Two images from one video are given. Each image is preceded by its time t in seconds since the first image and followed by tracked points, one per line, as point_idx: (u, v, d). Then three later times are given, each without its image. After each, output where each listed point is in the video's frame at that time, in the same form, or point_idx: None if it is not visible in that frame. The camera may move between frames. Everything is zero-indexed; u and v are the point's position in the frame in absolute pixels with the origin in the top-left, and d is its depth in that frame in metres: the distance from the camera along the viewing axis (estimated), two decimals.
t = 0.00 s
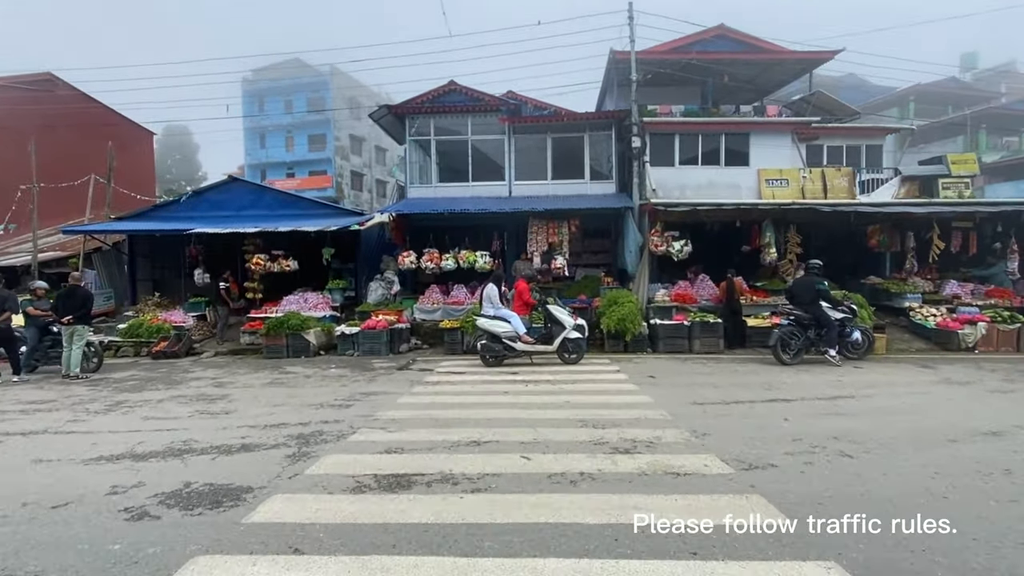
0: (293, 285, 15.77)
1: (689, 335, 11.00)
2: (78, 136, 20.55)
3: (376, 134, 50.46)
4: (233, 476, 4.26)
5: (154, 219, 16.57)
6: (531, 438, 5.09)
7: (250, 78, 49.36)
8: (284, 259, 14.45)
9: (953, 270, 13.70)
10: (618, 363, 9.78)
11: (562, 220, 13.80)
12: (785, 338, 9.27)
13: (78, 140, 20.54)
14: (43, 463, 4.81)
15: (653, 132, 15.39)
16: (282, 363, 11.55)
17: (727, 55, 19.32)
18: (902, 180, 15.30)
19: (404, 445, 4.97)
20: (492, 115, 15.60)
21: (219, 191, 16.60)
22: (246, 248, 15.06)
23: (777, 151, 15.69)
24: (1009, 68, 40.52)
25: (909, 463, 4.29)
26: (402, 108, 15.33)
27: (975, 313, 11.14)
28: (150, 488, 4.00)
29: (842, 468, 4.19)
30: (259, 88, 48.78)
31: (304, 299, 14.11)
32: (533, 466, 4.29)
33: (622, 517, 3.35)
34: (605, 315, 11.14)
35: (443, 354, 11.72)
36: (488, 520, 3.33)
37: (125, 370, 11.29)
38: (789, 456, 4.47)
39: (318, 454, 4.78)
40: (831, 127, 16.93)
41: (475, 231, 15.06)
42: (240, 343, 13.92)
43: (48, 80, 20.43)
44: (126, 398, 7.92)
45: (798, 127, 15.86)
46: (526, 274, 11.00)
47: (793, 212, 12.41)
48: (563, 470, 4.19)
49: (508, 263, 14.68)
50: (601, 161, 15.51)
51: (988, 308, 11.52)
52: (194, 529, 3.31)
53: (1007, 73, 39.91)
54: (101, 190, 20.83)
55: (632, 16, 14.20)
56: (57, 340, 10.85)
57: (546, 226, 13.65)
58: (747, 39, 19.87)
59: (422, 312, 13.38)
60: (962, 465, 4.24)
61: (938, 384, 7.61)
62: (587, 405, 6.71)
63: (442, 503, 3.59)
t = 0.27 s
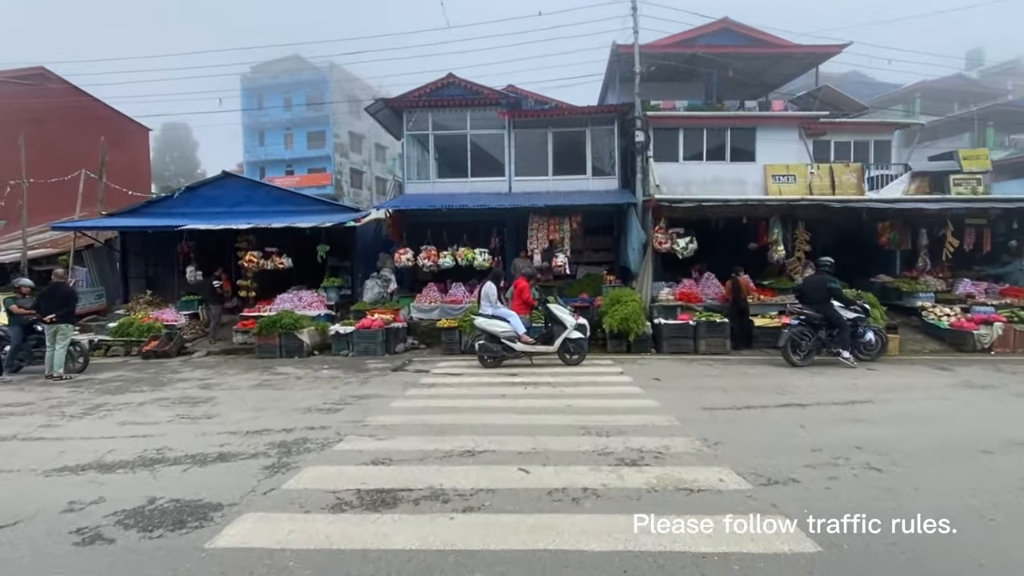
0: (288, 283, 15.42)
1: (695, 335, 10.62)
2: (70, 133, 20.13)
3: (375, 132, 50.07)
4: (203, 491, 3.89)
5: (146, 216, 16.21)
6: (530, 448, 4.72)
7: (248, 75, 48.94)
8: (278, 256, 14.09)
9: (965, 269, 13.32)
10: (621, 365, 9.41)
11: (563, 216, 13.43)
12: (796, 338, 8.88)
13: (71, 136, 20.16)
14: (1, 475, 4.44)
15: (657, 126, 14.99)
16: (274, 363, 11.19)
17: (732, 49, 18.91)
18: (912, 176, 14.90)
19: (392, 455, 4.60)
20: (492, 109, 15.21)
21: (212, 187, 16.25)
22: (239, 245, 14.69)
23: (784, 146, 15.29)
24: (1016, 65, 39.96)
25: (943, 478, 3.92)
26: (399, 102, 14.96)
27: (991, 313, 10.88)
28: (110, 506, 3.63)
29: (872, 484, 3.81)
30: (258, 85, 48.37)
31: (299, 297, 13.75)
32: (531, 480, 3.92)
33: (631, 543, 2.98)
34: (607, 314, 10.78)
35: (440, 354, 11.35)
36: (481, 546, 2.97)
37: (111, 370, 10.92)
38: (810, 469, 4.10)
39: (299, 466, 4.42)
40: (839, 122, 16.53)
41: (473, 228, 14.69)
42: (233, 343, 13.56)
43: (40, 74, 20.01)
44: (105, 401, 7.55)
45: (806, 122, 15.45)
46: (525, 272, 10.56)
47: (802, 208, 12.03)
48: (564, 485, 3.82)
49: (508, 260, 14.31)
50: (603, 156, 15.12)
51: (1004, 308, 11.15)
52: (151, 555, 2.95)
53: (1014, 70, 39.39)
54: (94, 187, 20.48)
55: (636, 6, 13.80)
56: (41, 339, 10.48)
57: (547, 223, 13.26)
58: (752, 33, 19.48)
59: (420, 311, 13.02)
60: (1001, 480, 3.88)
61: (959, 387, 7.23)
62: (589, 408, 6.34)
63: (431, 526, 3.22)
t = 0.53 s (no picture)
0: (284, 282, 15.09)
1: (701, 338, 10.27)
2: (65, 130, 19.65)
3: (376, 130, 49.73)
4: (171, 513, 3.56)
5: (140, 213, 15.90)
6: (529, 462, 4.37)
7: (248, 72, 48.57)
8: (272, 255, 13.75)
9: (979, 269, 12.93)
10: (625, 368, 9.07)
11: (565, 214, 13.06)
12: (807, 341, 8.50)
13: (65, 133, 19.69)
14: None
15: (661, 122, 14.62)
16: (267, 365, 10.87)
17: (738, 44, 18.51)
18: (923, 173, 14.52)
19: (380, 470, 4.26)
20: (492, 105, 14.85)
21: (207, 184, 15.93)
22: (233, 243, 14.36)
23: (792, 143, 14.89)
24: None
25: (981, 500, 3.58)
26: (397, 97, 14.60)
27: (1008, 314, 10.61)
28: (67, 532, 3.30)
29: (905, 508, 3.48)
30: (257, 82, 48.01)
31: (295, 297, 13.43)
32: (529, 501, 3.58)
33: None
34: (611, 315, 10.43)
35: (438, 356, 11.01)
36: None
37: (99, 372, 10.60)
38: (834, 488, 3.76)
39: (279, 483, 4.08)
40: (847, 118, 16.14)
41: (472, 226, 14.34)
42: (227, 344, 13.23)
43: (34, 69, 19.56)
44: (87, 406, 7.22)
45: (814, 117, 15.06)
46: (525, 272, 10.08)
47: (812, 205, 11.66)
48: (566, 508, 3.49)
49: (508, 259, 13.95)
50: (606, 152, 14.74)
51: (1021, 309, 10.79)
52: None
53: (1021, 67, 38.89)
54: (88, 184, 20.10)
55: None
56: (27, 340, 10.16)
57: (549, 221, 12.90)
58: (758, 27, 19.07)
59: (418, 312, 12.68)
60: None
61: (982, 394, 6.88)
62: (592, 416, 5.98)
63: (419, 557, 2.89)
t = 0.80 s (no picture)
0: (282, 281, 14.78)
1: (711, 339, 9.87)
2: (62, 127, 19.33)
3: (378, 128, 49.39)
4: (135, 540, 3.21)
5: (136, 211, 15.59)
6: (533, 478, 4.00)
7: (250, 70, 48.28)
8: (269, 254, 13.42)
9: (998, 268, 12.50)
10: (632, 370, 8.68)
11: (569, 211, 12.67)
12: (824, 343, 8.09)
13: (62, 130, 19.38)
14: None
15: (668, 116, 14.21)
16: (263, 367, 10.53)
17: (747, 36, 18.04)
18: (939, 168, 14.06)
19: (370, 487, 3.92)
20: (495, 99, 14.47)
21: (204, 181, 15.62)
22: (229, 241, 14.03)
23: (804, 137, 14.43)
24: None
25: None
26: (397, 91, 14.24)
27: None
28: (16, 563, 2.96)
29: (954, 536, 3.13)
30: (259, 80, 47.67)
31: (292, 297, 13.10)
32: (533, 526, 3.22)
33: None
34: (617, 315, 10.04)
35: (438, 358, 10.65)
36: None
37: (89, 375, 10.27)
38: (871, 513, 3.39)
39: (259, 502, 3.72)
40: (859, 112, 15.69)
41: (474, 224, 13.97)
42: (223, 344, 12.92)
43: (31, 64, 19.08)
44: (68, 412, 6.87)
45: (827, 111, 14.60)
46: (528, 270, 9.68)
47: (826, 201, 11.24)
48: (574, 535, 3.12)
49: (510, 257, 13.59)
50: (612, 147, 14.34)
51: None
52: None
53: None
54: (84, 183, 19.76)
55: None
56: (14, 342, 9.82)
57: (553, 218, 12.50)
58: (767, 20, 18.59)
59: (418, 311, 12.33)
60: None
61: (1013, 400, 6.48)
62: (600, 424, 5.61)
63: None
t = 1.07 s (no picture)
0: (282, 281, 14.49)
1: (725, 342, 9.48)
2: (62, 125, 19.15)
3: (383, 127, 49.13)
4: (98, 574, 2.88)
5: (135, 209, 15.36)
6: (539, 500, 3.65)
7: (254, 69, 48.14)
8: (268, 253, 13.12)
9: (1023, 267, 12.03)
10: (643, 375, 8.31)
11: (576, 209, 12.29)
12: (845, 347, 7.69)
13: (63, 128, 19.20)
14: None
15: (678, 111, 13.81)
16: (260, 370, 10.23)
17: (759, 30, 17.58)
18: (959, 164, 13.57)
19: (360, 509, 3.58)
20: (499, 94, 14.12)
21: (204, 179, 15.36)
22: (229, 240, 13.74)
23: (818, 133, 13.97)
24: None
25: None
26: (399, 87, 13.92)
27: None
28: None
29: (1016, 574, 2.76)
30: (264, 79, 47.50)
31: (292, 297, 12.81)
32: (539, 560, 2.88)
33: None
34: (626, 317, 9.67)
35: (441, 361, 10.31)
36: None
37: (83, 377, 10.00)
38: (922, 547, 3.03)
39: (238, 527, 3.39)
40: (875, 107, 15.22)
41: (478, 222, 13.63)
42: (221, 346, 12.64)
43: (34, 63, 19.03)
44: (54, 418, 6.57)
45: (842, 106, 14.13)
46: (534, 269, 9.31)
47: (843, 198, 10.82)
48: (586, 571, 2.77)
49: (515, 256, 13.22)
50: (620, 144, 13.94)
51: None
52: None
53: None
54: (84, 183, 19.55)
55: None
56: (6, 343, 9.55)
57: (559, 216, 12.12)
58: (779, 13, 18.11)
59: (420, 312, 12.00)
60: None
61: None
62: (611, 435, 5.23)
63: None
